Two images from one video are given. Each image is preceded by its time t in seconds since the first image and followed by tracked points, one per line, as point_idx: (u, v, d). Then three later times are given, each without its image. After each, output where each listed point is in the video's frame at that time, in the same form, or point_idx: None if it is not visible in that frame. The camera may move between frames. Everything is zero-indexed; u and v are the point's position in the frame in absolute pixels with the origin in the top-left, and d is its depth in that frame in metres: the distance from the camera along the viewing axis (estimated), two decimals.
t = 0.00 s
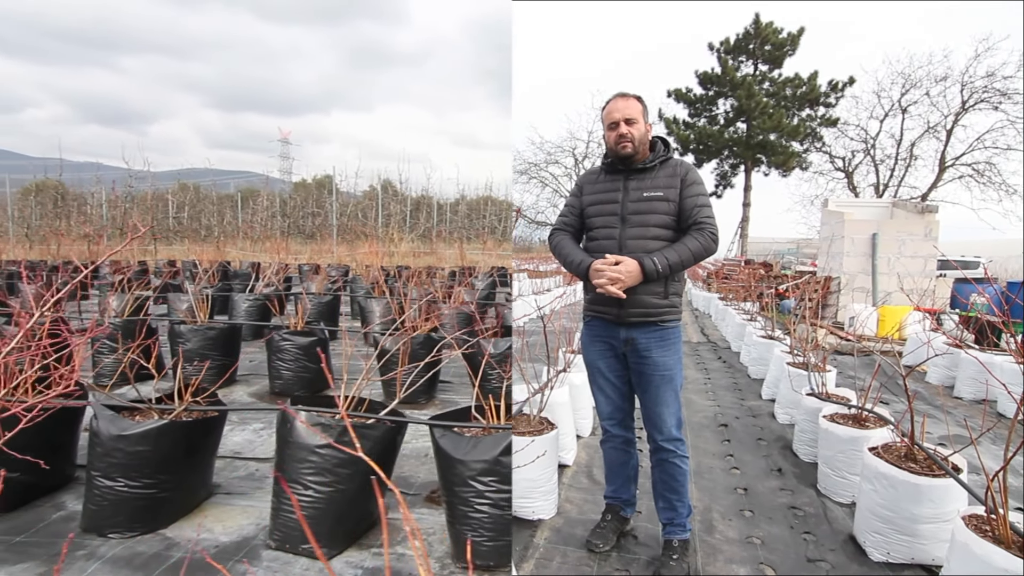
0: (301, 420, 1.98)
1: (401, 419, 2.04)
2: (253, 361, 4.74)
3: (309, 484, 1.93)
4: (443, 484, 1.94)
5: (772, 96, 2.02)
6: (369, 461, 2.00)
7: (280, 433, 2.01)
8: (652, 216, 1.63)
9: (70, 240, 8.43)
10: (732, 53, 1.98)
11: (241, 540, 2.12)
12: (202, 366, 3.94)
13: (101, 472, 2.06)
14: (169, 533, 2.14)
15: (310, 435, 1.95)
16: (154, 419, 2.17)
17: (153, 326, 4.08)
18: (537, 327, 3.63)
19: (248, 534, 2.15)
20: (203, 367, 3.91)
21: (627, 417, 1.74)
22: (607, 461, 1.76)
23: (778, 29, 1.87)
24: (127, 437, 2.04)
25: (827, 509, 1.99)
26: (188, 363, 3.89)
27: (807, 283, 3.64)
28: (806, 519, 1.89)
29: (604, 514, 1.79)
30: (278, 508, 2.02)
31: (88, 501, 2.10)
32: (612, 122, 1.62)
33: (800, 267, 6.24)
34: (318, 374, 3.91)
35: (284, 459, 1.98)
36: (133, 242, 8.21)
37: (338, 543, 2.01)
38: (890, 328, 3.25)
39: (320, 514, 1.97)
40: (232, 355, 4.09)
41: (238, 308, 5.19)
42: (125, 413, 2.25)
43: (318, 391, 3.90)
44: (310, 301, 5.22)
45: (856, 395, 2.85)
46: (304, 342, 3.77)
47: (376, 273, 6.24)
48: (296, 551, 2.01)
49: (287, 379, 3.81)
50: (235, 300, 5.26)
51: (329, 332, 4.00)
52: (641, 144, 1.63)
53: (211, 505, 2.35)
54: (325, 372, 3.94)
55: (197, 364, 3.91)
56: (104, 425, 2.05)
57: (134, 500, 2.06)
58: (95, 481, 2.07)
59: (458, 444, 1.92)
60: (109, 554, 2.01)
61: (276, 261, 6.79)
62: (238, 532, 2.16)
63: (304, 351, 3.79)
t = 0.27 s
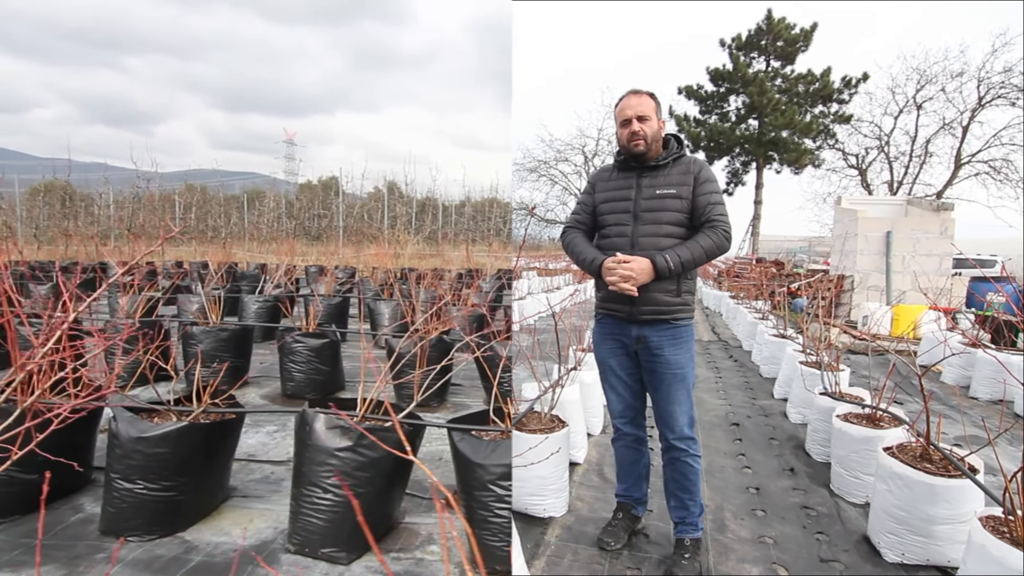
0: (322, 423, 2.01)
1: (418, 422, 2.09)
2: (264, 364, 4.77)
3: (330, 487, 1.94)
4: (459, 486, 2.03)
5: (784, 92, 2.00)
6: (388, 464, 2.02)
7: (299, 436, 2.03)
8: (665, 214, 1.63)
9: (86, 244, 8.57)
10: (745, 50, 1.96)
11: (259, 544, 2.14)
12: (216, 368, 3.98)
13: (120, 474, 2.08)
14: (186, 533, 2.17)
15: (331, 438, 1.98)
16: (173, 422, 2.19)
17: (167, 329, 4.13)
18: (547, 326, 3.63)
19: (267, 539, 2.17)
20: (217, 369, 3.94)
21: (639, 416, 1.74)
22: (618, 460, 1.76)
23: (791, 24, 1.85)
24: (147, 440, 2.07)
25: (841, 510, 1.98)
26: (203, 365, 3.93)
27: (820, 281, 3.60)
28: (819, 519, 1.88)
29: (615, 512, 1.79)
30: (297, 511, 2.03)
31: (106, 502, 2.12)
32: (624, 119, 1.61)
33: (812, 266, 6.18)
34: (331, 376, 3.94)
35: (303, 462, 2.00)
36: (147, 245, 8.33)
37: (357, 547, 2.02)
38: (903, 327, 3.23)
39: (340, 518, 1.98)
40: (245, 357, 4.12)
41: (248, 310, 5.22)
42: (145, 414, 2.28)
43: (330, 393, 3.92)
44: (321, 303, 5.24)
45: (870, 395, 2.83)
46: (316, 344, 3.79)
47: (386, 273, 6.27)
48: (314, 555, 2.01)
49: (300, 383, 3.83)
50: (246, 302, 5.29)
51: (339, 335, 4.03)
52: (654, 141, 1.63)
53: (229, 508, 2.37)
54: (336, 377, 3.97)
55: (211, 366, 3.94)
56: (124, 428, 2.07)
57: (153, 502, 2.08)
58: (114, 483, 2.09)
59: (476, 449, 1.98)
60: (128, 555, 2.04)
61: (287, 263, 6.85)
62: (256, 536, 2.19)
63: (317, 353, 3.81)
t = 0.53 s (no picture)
0: (339, 429, 1.99)
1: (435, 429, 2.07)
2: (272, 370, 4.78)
3: (350, 494, 1.94)
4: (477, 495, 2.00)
5: (798, 92, 2.00)
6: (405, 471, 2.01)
7: (316, 443, 2.02)
8: (679, 214, 1.62)
9: (101, 253, 8.68)
10: (758, 49, 1.99)
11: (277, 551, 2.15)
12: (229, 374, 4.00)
13: (136, 481, 2.06)
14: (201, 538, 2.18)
15: (349, 445, 1.96)
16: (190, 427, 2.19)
17: (181, 335, 4.15)
18: (557, 328, 3.63)
19: (284, 546, 2.18)
20: (230, 375, 3.95)
21: (650, 417, 1.74)
22: (629, 461, 1.75)
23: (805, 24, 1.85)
24: (164, 446, 2.05)
25: (855, 513, 1.96)
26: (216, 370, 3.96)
27: (833, 283, 3.56)
28: (833, 522, 1.86)
29: (626, 513, 1.79)
30: (315, 517, 2.03)
31: (123, 509, 2.11)
32: (637, 119, 1.61)
33: (825, 266, 6.11)
34: (341, 382, 3.95)
35: (321, 468, 1.99)
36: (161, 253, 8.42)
37: (376, 554, 2.02)
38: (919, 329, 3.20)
39: (358, 525, 1.98)
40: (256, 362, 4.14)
41: (256, 316, 5.22)
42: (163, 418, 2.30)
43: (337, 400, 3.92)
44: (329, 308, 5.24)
45: (885, 398, 2.80)
46: (327, 350, 3.82)
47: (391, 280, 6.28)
48: (333, 562, 2.01)
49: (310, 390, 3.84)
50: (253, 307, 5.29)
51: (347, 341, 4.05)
52: (666, 142, 1.62)
53: (245, 517, 2.37)
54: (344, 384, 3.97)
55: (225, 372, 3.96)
56: (142, 434, 2.06)
57: (171, 510, 2.07)
58: (131, 490, 2.07)
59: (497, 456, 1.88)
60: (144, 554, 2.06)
61: (297, 267, 6.90)
62: (273, 543, 2.20)
63: (326, 359, 3.82)
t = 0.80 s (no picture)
0: (358, 445, 1.92)
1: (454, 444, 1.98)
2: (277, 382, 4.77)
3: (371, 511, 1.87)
4: (500, 505, 1.97)
5: (808, 87, 2.00)
6: (426, 487, 1.94)
7: (334, 459, 1.95)
8: (690, 210, 1.62)
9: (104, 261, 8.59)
10: (768, 43, 2.02)
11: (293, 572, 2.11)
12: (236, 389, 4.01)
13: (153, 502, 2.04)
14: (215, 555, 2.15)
15: (369, 461, 1.90)
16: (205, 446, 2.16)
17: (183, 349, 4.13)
18: (568, 326, 3.63)
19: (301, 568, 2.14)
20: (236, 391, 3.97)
21: (662, 414, 1.73)
22: (641, 458, 1.75)
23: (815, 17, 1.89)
24: (179, 467, 2.03)
25: (869, 510, 1.94)
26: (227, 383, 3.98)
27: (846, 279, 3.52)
28: (846, 519, 1.85)
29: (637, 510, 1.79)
30: (333, 536, 1.97)
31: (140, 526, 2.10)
32: (647, 116, 1.61)
33: (838, 262, 6.04)
34: (345, 398, 3.89)
35: (339, 485, 1.93)
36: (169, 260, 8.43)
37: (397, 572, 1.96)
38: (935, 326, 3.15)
39: (379, 544, 1.92)
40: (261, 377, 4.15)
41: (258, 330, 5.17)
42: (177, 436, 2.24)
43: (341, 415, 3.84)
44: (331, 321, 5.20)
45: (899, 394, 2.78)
46: (332, 366, 3.77)
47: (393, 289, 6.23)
48: None
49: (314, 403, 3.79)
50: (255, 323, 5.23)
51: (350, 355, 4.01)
52: (677, 138, 1.62)
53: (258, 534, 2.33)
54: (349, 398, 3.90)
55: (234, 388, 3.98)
56: (160, 455, 2.03)
57: (188, 530, 2.06)
58: (147, 511, 2.07)
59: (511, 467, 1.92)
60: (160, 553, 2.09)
61: (305, 271, 6.92)
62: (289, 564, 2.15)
63: (330, 373, 3.77)
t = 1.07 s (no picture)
0: (368, 455, 1.77)
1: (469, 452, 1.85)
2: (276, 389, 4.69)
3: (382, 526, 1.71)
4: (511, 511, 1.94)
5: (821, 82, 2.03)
6: (441, 497, 1.79)
7: (341, 470, 1.80)
8: (700, 209, 1.61)
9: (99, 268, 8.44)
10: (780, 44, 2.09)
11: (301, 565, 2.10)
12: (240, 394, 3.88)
13: (158, 517, 1.77)
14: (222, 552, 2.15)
15: (379, 471, 1.74)
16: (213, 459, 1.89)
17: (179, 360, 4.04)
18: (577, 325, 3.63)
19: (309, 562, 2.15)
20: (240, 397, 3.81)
21: (672, 412, 1.73)
22: (651, 456, 1.75)
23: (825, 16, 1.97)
24: (189, 480, 1.77)
25: (881, 510, 1.93)
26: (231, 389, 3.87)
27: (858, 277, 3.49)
28: (857, 519, 1.84)
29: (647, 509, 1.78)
30: (343, 549, 1.79)
31: (143, 548, 1.82)
32: (657, 114, 1.61)
33: (849, 261, 6.00)
34: (345, 409, 3.49)
35: (350, 497, 1.76)
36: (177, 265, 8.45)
37: None
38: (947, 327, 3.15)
39: (393, 556, 1.75)
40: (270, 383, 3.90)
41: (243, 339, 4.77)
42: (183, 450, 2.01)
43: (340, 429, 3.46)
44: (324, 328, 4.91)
45: (912, 394, 2.75)
46: (332, 376, 3.35)
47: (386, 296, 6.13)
48: None
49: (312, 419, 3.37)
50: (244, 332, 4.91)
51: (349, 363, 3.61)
52: (687, 136, 1.61)
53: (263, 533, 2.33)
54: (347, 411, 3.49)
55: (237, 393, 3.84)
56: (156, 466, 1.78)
57: (197, 548, 1.79)
58: (153, 529, 1.78)
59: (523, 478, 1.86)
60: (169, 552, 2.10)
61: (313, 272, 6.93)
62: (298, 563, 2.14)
63: (329, 385, 3.36)
